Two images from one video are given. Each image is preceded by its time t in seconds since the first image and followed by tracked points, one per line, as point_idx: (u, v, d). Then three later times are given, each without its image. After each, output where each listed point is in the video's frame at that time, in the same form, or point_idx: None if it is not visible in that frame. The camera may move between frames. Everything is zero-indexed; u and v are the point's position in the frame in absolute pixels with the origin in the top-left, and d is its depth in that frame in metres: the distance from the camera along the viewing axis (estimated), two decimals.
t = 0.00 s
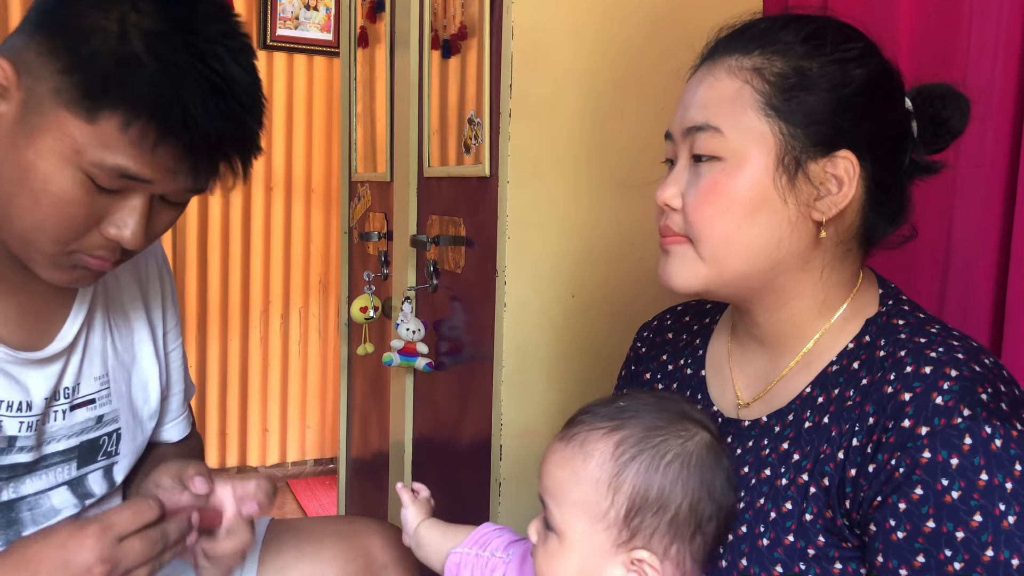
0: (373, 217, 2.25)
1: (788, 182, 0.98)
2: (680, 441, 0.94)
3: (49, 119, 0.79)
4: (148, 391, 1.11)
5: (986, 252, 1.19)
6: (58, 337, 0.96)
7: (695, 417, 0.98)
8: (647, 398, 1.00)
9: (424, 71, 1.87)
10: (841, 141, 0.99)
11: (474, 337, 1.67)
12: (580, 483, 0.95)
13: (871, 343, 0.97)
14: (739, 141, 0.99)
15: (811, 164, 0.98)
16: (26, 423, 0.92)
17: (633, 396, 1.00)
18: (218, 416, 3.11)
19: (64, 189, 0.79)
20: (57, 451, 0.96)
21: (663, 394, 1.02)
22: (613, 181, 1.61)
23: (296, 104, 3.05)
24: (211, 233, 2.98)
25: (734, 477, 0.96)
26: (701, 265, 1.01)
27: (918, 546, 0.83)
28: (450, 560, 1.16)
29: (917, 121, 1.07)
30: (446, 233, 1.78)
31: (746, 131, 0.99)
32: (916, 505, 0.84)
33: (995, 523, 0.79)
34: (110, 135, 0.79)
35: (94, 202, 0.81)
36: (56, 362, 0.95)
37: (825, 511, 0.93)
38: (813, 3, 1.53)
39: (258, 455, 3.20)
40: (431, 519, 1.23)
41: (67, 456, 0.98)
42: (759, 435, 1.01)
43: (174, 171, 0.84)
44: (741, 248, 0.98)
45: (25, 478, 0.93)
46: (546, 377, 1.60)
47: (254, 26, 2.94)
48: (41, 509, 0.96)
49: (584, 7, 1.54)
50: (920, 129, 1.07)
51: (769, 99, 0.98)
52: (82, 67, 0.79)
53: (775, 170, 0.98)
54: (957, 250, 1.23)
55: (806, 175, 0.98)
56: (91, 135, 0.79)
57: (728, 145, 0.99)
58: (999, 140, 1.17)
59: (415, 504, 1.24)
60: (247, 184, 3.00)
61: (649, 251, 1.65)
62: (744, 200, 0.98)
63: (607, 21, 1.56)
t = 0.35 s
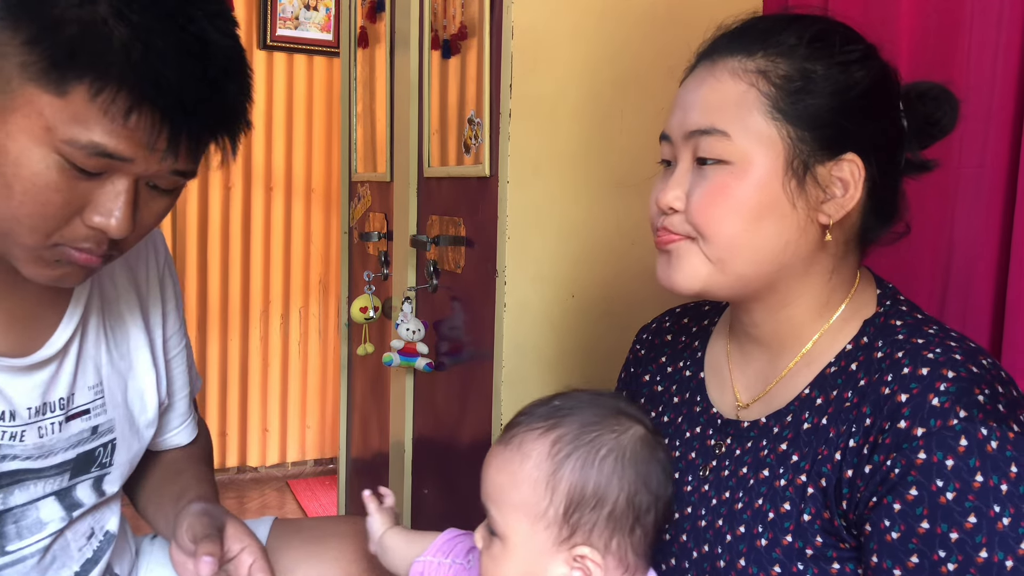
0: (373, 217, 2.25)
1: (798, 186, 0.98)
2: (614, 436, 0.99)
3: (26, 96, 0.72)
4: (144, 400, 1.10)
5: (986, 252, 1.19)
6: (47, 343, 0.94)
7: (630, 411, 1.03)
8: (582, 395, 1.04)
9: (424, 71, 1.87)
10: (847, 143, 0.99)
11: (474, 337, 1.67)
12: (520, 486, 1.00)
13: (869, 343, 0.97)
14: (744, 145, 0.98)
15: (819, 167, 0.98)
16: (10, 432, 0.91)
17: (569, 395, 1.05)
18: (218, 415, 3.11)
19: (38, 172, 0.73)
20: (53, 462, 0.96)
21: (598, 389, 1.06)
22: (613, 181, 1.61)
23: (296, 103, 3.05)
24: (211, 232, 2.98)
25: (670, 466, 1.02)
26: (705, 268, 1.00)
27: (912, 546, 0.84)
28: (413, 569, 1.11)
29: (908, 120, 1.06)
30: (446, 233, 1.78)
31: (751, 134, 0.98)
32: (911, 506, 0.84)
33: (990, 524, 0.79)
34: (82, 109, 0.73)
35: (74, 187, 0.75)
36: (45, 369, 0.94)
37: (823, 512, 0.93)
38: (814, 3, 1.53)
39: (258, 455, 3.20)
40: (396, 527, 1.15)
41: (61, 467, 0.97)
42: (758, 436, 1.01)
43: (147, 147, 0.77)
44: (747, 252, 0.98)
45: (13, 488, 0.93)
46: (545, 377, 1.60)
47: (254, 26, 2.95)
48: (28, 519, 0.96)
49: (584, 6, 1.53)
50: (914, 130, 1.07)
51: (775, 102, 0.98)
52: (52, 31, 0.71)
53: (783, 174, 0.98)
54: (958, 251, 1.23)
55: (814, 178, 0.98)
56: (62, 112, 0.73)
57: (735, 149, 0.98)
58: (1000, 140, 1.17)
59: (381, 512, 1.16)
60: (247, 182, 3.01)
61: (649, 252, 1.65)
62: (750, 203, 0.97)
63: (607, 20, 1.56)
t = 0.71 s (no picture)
0: (373, 217, 2.25)
1: (796, 189, 0.98)
2: (584, 455, 1.02)
3: (119, 121, 0.80)
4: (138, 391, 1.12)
5: (986, 252, 1.19)
6: (59, 341, 0.95)
7: (597, 427, 1.06)
8: (548, 416, 1.07)
9: (424, 71, 1.87)
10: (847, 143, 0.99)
11: (474, 337, 1.67)
12: (495, 518, 1.02)
13: (871, 346, 0.97)
14: (743, 148, 0.98)
15: (818, 168, 0.99)
16: (28, 431, 0.92)
17: (535, 417, 1.07)
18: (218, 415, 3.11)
19: (142, 188, 0.83)
20: (63, 457, 0.98)
21: (563, 407, 1.09)
22: (613, 181, 1.61)
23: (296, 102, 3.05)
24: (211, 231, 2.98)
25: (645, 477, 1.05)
26: (703, 272, 1.00)
27: (917, 549, 0.84)
28: None
29: (906, 118, 1.06)
30: (446, 233, 1.78)
31: (750, 137, 0.98)
32: (915, 508, 0.84)
33: (994, 527, 0.79)
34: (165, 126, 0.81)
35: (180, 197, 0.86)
36: (57, 368, 0.95)
37: (826, 514, 0.93)
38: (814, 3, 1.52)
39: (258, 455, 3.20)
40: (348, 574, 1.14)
41: (70, 462, 0.99)
42: (760, 438, 1.01)
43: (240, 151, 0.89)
44: (747, 257, 0.98)
45: (31, 485, 0.95)
46: (545, 377, 1.60)
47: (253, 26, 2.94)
48: (42, 517, 0.97)
49: (584, 5, 1.53)
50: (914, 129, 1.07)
51: (773, 104, 0.98)
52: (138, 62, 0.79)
53: (783, 177, 0.97)
54: (958, 252, 1.23)
55: (813, 180, 0.98)
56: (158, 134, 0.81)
57: (733, 153, 0.98)
58: (1000, 139, 1.17)
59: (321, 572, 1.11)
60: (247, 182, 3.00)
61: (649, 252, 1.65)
62: (751, 207, 0.97)
63: (607, 19, 1.56)
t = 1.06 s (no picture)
0: (373, 217, 2.25)
1: (769, 189, 0.98)
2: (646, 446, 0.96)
3: (186, 116, 0.90)
4: (149, 389, 1.11)
5: (985, 253, 1.19)
6: (88, 326, 0.97)
7: (618, 416, 1.00)
8: (582, 425, 0.96)
9: (424, 70, 1.87)
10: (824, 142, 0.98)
11: (474, 337, 1.67)
12: (589, 548, 0.90)
13: (873, 347, 0.97)
14: (718, 149, 0.99)
15: (793, 169, 0.98)
16: (53, 414, 0.93)
17: (570, 431, 0.95)
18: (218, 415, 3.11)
19: (208, 174, 0.93)
20: (85, 446, 0.98)
21: (571, 409, 1.00)
22: (613, 182, 1.61)
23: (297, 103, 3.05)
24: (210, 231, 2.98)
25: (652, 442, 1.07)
26: (689, 275, 1.02)
27: (918, 551, 0.84)
28: None
29: (908, 115, 1.07)
30: (446, 233, 1.78)
31: (725, 139, 0.99)
32: (917, 510, 0.84)
33: (996, 529, 0.80)
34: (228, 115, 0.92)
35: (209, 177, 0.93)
36: (81, 355, 0.96)
37: (827, 515, 0.93)
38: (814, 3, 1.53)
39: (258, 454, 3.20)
40: None
41: (91, 453, 0.99)
42: (760, 438, 1.01)
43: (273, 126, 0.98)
44: (727, 257, 1.00)
45: (56, 471, 0.95)
46: (545, 377, 1.60)
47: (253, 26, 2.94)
48: (66, 504, 0.98)
49: (584, 6, 1.54)
50: (913, 124, 1.07)
51: (746, 106, 0.98)
52: (201, 65, 0.90)
53: (754, 178, 0.98)
54: (957, 251, 1.23)
55: (787, 181, 0.98)
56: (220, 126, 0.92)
57: (709, 155, 0.99)
58: (999, 141, 1.17)
59: None
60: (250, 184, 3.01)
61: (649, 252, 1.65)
62: (728, 210, 0.99)
63: (606, 20, 1.56)
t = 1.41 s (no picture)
0: (373, 217, 2.26)
1: (742, 188, 0.98)
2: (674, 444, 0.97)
3: (243, 125, 0.96)
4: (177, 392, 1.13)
5: (986, 253, 1.20)
6: (131, 318, 1.01)
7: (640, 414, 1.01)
8: (610, 425, 0.96)
9: (424, 70, 1.87)
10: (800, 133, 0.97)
11: (474, 337, 1.67)
12: (625, 548, 0.91)
13: (878, 345, 0.97)
14: (694, 153, 1.00)
15: (764, 165, 0.98)
16: (91, 397, 0.96)
17: (598, 432, 0.95)
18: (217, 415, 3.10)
19: (258, 178, 0.99)
20: (118, 434, 1.01)
21: (593, 408, 1.00)
22: (614, 182, 1.61)
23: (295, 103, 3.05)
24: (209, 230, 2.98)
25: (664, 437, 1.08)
26: (680, 279, 1.03)
27: (923, 549, 0.84)
28: None
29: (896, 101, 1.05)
30: (446, 233, 1.78)
31: (699, 142, 1.00)
32: (922, 509, 0.84)
33: (1002, 528, 0.80)
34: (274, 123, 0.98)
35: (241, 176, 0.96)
36: (122, 344, 1.00)
37: (831, 514, 0.93)
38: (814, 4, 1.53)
39: (258, 454, 3.20)
40: None
41: (123, 442, 1.02)
42: (765, 436, 1.02)
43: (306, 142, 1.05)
44: (712, 258, 1.01)
45: (92, 452, 0.99)
46: (547, 377, 1.60)
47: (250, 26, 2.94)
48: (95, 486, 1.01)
49: (584, 5, 1.54)
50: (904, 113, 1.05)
51: (713, 109, 0.99)
52: (257, 79, 0.96)
53: (727, 178, 0.99)
54: (957, 250, 1.24)
55: (760, 178, 0.98)
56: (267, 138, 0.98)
57: (686, 159, 1.01)
58: (999, 140, 1.17)
59: None
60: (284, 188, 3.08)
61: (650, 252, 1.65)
62: (708, 212, 0.99)
63: (606, 19, 1.56)
